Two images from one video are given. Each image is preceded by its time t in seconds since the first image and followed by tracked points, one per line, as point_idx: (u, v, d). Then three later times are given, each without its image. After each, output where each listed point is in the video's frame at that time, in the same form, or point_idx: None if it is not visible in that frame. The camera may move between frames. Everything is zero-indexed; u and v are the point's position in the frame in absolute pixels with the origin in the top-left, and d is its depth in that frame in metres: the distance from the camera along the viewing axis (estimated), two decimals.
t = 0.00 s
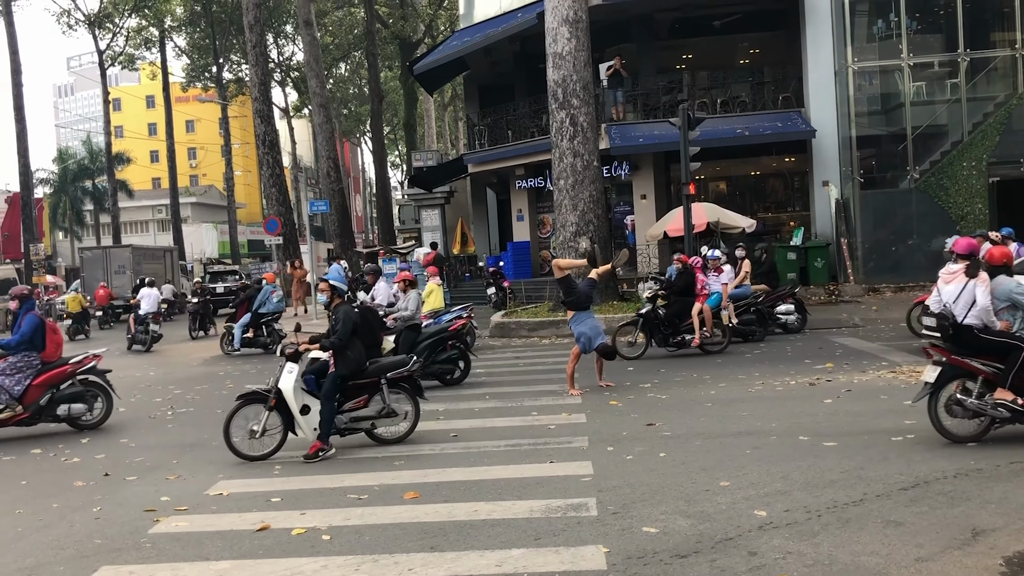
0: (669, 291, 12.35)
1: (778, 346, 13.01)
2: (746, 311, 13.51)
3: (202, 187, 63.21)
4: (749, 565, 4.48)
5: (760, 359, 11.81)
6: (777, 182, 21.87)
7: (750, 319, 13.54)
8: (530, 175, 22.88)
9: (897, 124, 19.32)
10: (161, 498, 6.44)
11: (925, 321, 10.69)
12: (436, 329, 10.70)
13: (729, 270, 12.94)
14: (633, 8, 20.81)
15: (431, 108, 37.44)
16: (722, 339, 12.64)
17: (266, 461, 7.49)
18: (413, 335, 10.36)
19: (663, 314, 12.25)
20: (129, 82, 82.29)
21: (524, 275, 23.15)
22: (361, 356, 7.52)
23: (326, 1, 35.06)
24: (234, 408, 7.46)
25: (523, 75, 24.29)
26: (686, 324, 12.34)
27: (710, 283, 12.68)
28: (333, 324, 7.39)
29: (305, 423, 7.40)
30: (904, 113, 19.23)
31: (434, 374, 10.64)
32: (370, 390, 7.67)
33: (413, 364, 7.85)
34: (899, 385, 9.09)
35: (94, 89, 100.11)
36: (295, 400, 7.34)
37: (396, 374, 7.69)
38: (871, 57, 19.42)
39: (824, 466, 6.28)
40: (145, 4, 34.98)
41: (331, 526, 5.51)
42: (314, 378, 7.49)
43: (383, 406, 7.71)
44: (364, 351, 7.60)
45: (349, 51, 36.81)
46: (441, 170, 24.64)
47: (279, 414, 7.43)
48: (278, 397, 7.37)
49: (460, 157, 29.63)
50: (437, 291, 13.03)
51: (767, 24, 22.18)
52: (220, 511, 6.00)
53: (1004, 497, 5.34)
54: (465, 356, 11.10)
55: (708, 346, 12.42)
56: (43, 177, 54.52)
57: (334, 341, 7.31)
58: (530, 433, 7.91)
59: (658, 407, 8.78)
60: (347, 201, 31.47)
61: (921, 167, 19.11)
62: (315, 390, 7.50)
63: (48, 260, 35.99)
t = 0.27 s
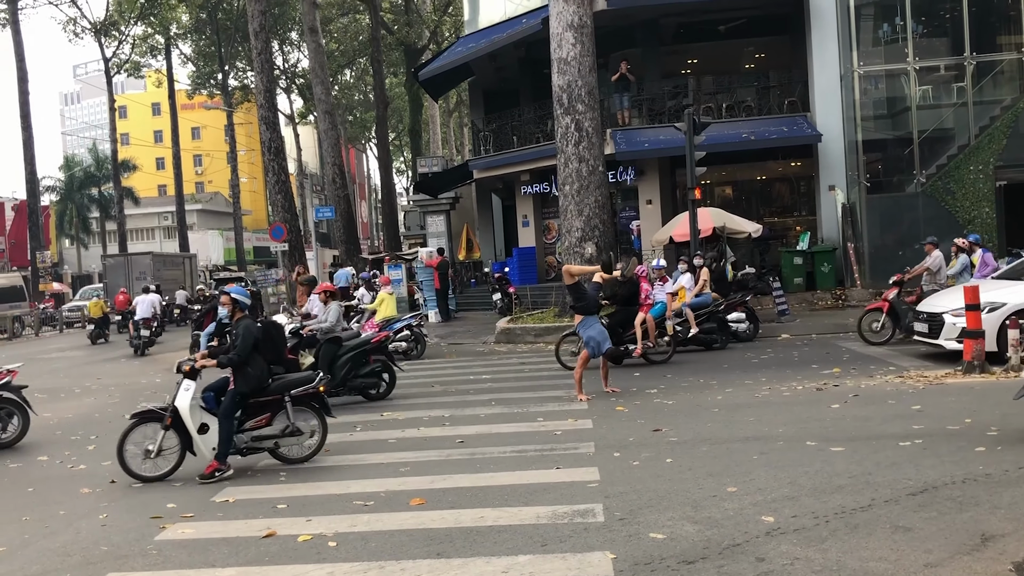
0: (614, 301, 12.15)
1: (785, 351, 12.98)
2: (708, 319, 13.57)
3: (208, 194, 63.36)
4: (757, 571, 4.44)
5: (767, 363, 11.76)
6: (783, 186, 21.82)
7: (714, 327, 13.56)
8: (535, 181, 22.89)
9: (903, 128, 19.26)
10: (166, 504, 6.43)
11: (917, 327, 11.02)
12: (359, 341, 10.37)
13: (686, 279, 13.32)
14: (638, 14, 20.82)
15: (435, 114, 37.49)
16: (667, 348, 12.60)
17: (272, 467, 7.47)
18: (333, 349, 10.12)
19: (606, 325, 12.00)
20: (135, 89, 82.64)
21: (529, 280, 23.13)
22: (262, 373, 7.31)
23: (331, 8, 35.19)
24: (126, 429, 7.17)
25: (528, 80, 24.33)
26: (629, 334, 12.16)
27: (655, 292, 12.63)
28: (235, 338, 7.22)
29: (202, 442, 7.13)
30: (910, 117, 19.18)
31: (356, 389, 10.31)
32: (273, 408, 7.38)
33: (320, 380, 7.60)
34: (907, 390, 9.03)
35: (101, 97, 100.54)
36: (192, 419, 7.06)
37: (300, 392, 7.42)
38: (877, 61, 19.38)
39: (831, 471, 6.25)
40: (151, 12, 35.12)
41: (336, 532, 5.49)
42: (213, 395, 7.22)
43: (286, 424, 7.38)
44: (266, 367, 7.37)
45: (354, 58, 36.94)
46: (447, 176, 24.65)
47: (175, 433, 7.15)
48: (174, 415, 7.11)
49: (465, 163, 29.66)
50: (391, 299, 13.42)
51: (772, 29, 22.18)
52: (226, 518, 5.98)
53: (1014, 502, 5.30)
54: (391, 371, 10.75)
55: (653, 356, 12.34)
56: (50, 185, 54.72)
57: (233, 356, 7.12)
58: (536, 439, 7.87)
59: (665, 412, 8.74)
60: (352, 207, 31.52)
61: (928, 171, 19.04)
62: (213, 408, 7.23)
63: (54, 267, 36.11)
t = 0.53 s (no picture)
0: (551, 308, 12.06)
1: (791, 353, 12.97)
2: (668, 324, 13.63)
3: (213, 199, 63.51)
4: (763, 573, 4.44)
5: (772, 366, 11.75)
6: (788, 188, 21.80)
7: (675, 332, 13.56)
8: (539, 184, 22.91)
9: (907, 129, 19.24)
10: (173, 509, 6.45)
11: (910, 330, 11.04)
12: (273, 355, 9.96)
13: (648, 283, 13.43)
14: (641, 17, 20.83)
15: (439, 118, 37.55)
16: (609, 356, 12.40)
17: (278, 471, 7.49)
18: (243, 362, 9.76)
19: (545, 332, 11.93)
20: (140, 95, 82.92)
21: (534, 284, 23.39)
22: (154, 389, 7.01)
23: (335, 13, 35.30)
24: (9, 447, 6.91)
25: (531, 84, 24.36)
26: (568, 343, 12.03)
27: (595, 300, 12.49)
28: (122, 353, 6.94)
29: (90, 461, 6.86)
30: (914, 118, 19.17)
31: (270, 405, 9.93)
32: (167, 425, 7.16)
33: (217, 396, 7.35)
34: (914, 392, 9.01)
35: (106, 103, 100.88)
36: (79, 437, 6.80)
37: (195, 408, 7.17)
38: (881, 62, 19.36)
39: (837, 472, 6.25)
40: (155, 18, 35.23)
41: (343, 536, 5.50)
42: (102, 411, 6.98)
43: (181, 441, 7.14)
44: (160, 382, 7.09)
45: (358, 62, 37.04)
46: (451, 180, 24.68)
47: (62, 450, 6.87)
48: (61, 432, 6.83)
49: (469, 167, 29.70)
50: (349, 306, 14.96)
51: (775, 31, 22.19)
52: (232, 523, 6.00)
53: (1021, 503, 5.28)
54: (308, 386, 10.33)
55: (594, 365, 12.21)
56: (55, 191, 54.90)
57: (120, 371, 6.82)
58: (542, 442, 7.88)
59: (670, 415, 8.74)
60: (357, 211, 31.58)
61: (933, 172, 18.98)
62: (103, 424, 6.98)
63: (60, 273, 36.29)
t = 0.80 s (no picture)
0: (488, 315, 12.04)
1: (793, 353, 12.97)
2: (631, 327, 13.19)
3: (216, 202, 63.55)
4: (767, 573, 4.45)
5: (774, 366, 11.74)
6: (789, 188, 21.79)
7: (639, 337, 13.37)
8: (541, 186, 22.91)
9: (908, 129, 19.22)
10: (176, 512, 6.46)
11: (902, 330, 11.01)
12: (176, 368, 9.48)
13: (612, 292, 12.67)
14: (642, 17, 20.83)
15: (441, 119, 37.58)
16: (545, 361, 12.24)
17: (280, 474, 7.49)
18: (142, 375, 9.25)
19: (479, 339, 11.93)
20: (142, 99, 83.01)
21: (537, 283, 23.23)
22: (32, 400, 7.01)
23: (336, 16, 35.34)
24: None
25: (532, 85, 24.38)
26: (503, 349, 12.03)
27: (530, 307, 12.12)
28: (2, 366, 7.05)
29: None
30: (915, 117, 19.17)
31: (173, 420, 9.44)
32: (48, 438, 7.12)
33: (105, 410, 7.28)
34: (917, 391, 9.00)
35: (108, 107, 100.98)
36: None
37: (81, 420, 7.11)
38: (882, 62, 19.36)
39: (840, 472, 6.24)
40: (156, 21, 35.18)
41: (346, 539, 5.51)
42: None
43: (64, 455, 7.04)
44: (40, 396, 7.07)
45: (359, 64, 37.09)
46: (453, 181, 24.70)
47: None
48: None
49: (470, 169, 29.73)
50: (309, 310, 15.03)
51: (775, 31, 22.19)
52: (235, 526, 6.01)
53: None
54: (213, 404, 9.82)
55: (529, 371, 12.13)
56: (58, 195, 54.92)
57: None
58: (545, 443, 7.89)
59: (673, 416, 8.74)
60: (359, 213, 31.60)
61: (934, 171, 18.96)
62: None
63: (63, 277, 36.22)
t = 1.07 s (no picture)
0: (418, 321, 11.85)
1: (793, 352, 12.97)
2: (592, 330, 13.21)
3: (216, 203, 63.55)
4: (769, 573, 4.44)
5: (774, 365, 11.72)
6: (789, 188, 21.78)
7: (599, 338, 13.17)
8: (540, 186, 22.91)
9: (909, 128, 19.22)
10: (176, 513, 6.46)
11: (894, 330, 10.98)
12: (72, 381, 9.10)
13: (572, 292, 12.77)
14: (641, 17, 20.82)
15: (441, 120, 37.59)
16: (476, 366, 12.17)
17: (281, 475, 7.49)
18: (36, 389, 8.87)
19: (411, 345, 11.75)
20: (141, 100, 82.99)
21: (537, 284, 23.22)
22: None
23: (336, 17, 35.36)
24: None
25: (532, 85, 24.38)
26: (435, 356, 11.86)
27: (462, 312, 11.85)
28: None
29: None
30: (915, 117, 19.16)
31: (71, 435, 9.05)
32: None
33: None
34: (918, 391, 8.99)
35: (107, 109, 101.02)
36: None
37: None
38: (881, 62, 19.35)
39: (842, 472, 6.23)
40: (156, 23, 35.19)
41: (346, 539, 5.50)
42: None
43: None
44: None
45: (359, 65, 37.11)
46: (452, 182, 24.69)
47: None
48: None
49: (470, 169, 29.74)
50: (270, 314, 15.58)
51: (775, 31, 22.18)
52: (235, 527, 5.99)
53: None
54: (116, 417, 9.39)
55: (461, 377, 12.00)
56: (58, 196, 54.89)
57: None
58: (546, 444, 7.88)
59: (673, 416, 8.73)
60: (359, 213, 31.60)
61: (935, 171, 18.98)
62: None
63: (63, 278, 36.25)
